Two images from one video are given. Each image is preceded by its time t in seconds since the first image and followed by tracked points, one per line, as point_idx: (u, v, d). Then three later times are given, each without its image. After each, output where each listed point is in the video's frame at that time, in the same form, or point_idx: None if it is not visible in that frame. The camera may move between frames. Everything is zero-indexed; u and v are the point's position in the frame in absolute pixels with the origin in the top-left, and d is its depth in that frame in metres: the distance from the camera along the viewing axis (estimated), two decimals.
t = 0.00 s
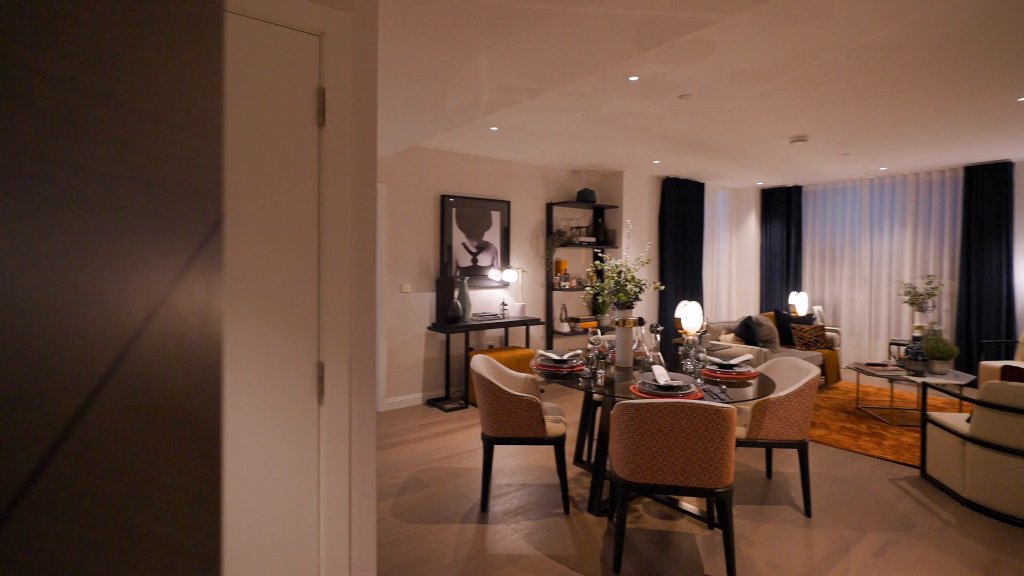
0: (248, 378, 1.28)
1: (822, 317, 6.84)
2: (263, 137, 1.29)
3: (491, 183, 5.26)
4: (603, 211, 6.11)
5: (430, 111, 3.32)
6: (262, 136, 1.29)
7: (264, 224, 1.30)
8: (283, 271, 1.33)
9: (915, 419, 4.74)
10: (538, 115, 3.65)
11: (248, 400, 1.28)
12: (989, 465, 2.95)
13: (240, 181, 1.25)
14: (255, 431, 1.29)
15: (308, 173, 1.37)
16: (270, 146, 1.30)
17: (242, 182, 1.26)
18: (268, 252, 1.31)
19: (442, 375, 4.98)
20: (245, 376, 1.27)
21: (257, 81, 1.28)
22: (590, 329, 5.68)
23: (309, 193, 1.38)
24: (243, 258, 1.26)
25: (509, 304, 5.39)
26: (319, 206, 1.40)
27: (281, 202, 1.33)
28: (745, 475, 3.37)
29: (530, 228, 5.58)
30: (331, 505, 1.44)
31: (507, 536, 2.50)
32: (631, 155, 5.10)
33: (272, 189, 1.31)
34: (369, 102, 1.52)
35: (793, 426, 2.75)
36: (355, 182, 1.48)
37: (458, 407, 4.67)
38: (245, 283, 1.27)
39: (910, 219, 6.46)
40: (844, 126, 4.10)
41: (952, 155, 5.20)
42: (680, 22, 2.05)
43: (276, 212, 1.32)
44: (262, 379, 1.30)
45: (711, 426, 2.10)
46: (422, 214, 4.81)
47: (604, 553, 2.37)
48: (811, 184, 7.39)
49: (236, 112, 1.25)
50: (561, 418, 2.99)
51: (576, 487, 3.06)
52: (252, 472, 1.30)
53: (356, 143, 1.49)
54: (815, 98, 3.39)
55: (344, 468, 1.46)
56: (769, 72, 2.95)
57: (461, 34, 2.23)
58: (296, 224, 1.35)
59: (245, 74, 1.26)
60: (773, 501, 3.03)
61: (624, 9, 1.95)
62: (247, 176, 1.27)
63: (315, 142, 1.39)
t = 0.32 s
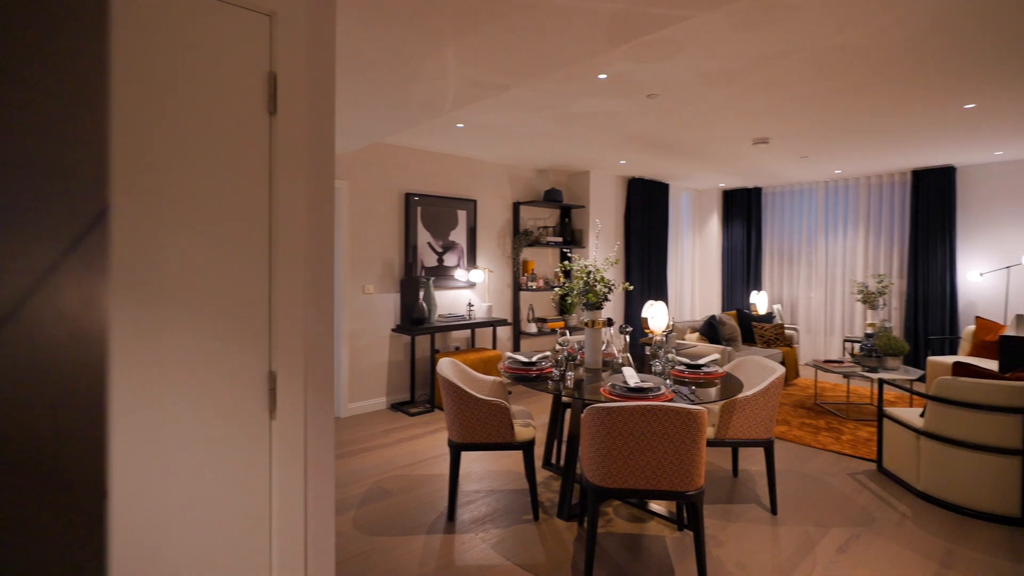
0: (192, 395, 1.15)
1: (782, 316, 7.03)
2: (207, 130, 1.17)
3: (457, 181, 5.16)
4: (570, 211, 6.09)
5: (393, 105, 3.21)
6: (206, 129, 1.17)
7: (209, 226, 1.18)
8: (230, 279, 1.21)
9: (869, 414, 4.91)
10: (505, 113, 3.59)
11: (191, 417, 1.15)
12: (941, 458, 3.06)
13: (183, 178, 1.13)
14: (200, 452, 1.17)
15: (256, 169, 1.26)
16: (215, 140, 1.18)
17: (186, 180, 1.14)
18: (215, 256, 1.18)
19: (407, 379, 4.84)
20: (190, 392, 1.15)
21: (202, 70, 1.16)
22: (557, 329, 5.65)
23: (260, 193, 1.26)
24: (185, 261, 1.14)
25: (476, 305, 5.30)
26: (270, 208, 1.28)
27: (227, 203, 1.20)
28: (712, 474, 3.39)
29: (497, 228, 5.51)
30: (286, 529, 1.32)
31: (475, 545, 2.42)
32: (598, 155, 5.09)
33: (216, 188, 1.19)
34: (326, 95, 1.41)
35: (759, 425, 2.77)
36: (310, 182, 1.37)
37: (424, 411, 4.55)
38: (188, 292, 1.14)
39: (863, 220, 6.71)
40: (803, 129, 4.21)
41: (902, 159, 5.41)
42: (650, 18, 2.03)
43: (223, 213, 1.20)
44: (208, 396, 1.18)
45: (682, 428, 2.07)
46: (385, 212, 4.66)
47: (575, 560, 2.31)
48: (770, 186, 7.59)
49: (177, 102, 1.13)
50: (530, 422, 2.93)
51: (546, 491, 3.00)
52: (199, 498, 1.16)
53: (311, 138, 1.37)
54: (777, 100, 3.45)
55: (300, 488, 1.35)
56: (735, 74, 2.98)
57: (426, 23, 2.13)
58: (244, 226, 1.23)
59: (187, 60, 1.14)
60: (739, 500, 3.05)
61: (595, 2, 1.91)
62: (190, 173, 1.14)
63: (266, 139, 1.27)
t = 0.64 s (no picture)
0: (131, 409, 1.05)
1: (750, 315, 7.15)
2: (148, 119, 1.07)
3: (428, 180, 5.05)
4: (543, 211, 6.05)
5: (362, 100, 3.09)
6: (147, 117, 1.06)
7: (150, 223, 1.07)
8: (175, 281, 1.10)
9: (834, 410, 5.02)
10: (478, 110, 3.52)
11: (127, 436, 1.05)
12: (906, 454, 3.13)
13: (119, 172, 1.03)
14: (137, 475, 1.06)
15: (207, 164, 1.15)
16: (158, 129, 1.08)
17: (122, 172, 1.04)
18: (157, 256, 1.08)
19: (377, 383, 4.71)
20: (126, 404, 1.05)
21: (141, 53, 1.06)
22: (530, 330, 5.60)
23: (211, 187, 1.16)
24: (121, 261, 1.04)
25: (448, 306, 5.20)
26: (223, 203, 1.18)
27: (172, 198, 1.10)
28: (687, 476, 3.39)
29: (469, 228, 5.42)
30: (243, 557, 1.21)
31: (449, 557, 2.33)
32: (571, 154, 5.06)
33: (160, 184, 1.08)
34: (288, 81, 1.29)
35: (734, 426, 2.77)
36: (271, 176, 1.25)
37: (395, 416, 4.43)
38: (126, 295, 1.04)
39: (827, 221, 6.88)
40: (771, 132, 4.27)
41: (865, 162, 5.56)
42: (629, 15, 1.99)
43: (167, 209, 1.09)
44: (149, 409, 1.07)
45: (660, 433, 2.04)
46: (354, 211, 4.51)
47: (552, 570, 2.25)
48: (738, 187, 7.72)
49: (111, 88, 1.03)
50: (505, 427, 2.86)
51: (521, 498, 2.93)
52: (138, 521, 1.06)
53: (272, 127, 1.26)
54: (749, 101, 3.48)
55: (257, 511, 1.23)
56: (709, 74, 2.98)
57: (398, 13, 2.04)
58: (192, 223, 1.13)
59: (124, 41, 1.03)
60: (714, 501, 3.06)
61: None
62: (126, 164, 1.04)
63: (218, 128, 1.17)
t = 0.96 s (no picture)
0: (65, 421, 0.97)
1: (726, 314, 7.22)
2: (85, 110, 0.99)
3: (404, 178, 4.93)
4: (521, 210, 5.99)
5: (335, 95, 2.98)
6: (86, 110, 0.99)
7: (90, 222, 0.99)
8: (118, 283, 1.02)
9: (809, 408, 5.09)
10: (454, 106, 3.43)
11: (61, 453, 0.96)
12: (880, 453, 3.17)
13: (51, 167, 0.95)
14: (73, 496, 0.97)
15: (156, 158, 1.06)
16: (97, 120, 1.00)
17: (53, 167, 0.96)
18: (98, 257, 1.00)
19: (351, 386, 4.58)
20: (59, 418, 0.97)
21: (78, 40, 0.98)
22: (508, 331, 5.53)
23: (163, 183, 1.07)
24: (54, 264, 0.96)
25: (425, 307, 5.09)
26: (177, 200, 1.09)
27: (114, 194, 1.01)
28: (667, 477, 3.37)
29: (446, 227, 5.32)
30: None
31: (427, 568, 2.25)
32: (549, 153, 5.01)
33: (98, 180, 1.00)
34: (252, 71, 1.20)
35: (715, 427, 2.75)
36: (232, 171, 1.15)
37: (370, 420, 4.30)
38: (58, 300, 0.97)
39: (799, 221, 7.00)
40: (748, 133, 4.30)
41: (836, 164, 5.66)
42: (611, 10, 1.95)
43: (108, 206, 1.01)
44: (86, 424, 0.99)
45: (643, 437, 1.99)
46: (326, 210, 4.38)
47: None
48: (714, 188, 7.80)
49: (40, 77, 0.95)
50: (483, 433, 2.78)
51: (501, 504, 2.86)
52: (75, 545, 0.98)
53: (233, 119, 1.16)
54: (727, 102, 3.48)
55: (214, 539, 1.12)
56: (689, 74, 2.97)
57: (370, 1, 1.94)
58: (138, 221, 1.04)
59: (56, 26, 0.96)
60: (695, 502, 3.04)
61: None
62: (59, 160, 0.97)
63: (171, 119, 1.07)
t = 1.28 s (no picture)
0: None
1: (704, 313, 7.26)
2: (19, 93, 0.90)
3: (380, 176, 4.81)
4: (499, 209, 5.92)
5: (307, 88, 2.87)
6: (20, 93, 0.90)
7: (22, 215, 0.90)
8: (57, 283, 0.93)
9: (785, 406, 5.15)
10: (432, 102, 3.35)
11: None
12: (857, 451, 3.19)
13: None
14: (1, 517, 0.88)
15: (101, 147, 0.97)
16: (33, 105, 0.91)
17: None
18: (32, 256, 0.91)
19: (326, 390, 4.44)
20: None
21: (10, 17, 0.90)
22: (487, 331, 5.45)
23: (107, 174, 0.98)
24: None
25: (402, 308, 4.97)
26: (123, 193, 1.00)
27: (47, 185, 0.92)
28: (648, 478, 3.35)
29: (423, 226, 5.21)
30: None
31: None
32: (528, 151, 4.95)
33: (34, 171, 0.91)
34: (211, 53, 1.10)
35: (697, 428, 2.72)
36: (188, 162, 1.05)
37: (345, 425, 4.18)
38: None
39: (774, 222, 7.08)
40: (727, 132, 4.31)
41: (810, 164, 5.74)
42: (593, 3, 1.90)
43: (47, 199, 0.92)
44: (22, 438, 0.90)
45: (627, 441, 1.94)
46: (299, 208, 4.23)
47: None
48: (691, 188, 7.85)
49: None
50: (463, 437, 2.70)
51: (481, 510, 2.79)
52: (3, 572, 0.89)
53: (187, 105, 1.06)
54: (707, 101, 3.48)
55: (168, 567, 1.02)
56: (670, 72, 2.95)
57: None
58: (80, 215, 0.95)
59: None
60: (677, 504, 3.01)
61: None
62: None
63: (116, 105, 0.98)
